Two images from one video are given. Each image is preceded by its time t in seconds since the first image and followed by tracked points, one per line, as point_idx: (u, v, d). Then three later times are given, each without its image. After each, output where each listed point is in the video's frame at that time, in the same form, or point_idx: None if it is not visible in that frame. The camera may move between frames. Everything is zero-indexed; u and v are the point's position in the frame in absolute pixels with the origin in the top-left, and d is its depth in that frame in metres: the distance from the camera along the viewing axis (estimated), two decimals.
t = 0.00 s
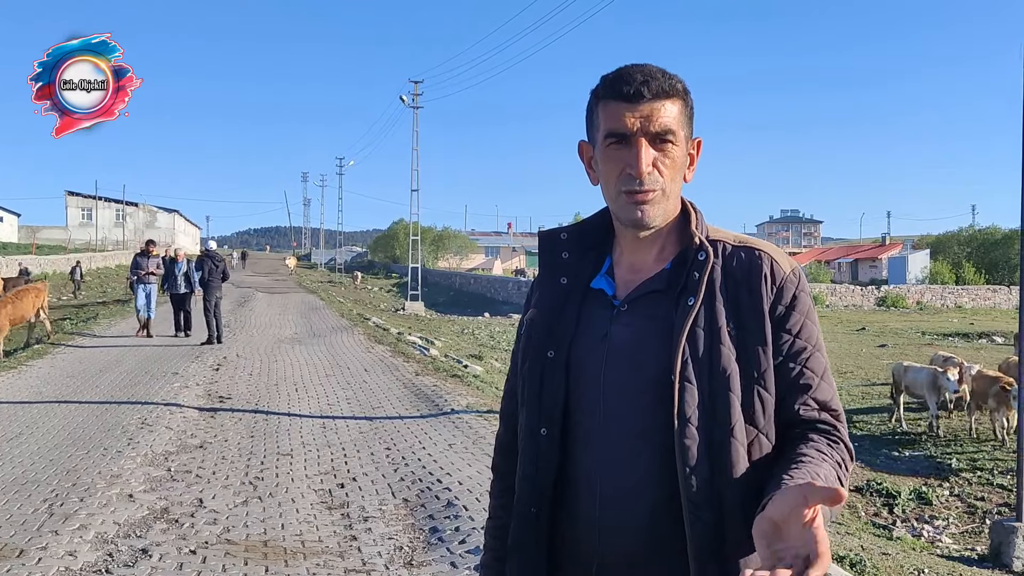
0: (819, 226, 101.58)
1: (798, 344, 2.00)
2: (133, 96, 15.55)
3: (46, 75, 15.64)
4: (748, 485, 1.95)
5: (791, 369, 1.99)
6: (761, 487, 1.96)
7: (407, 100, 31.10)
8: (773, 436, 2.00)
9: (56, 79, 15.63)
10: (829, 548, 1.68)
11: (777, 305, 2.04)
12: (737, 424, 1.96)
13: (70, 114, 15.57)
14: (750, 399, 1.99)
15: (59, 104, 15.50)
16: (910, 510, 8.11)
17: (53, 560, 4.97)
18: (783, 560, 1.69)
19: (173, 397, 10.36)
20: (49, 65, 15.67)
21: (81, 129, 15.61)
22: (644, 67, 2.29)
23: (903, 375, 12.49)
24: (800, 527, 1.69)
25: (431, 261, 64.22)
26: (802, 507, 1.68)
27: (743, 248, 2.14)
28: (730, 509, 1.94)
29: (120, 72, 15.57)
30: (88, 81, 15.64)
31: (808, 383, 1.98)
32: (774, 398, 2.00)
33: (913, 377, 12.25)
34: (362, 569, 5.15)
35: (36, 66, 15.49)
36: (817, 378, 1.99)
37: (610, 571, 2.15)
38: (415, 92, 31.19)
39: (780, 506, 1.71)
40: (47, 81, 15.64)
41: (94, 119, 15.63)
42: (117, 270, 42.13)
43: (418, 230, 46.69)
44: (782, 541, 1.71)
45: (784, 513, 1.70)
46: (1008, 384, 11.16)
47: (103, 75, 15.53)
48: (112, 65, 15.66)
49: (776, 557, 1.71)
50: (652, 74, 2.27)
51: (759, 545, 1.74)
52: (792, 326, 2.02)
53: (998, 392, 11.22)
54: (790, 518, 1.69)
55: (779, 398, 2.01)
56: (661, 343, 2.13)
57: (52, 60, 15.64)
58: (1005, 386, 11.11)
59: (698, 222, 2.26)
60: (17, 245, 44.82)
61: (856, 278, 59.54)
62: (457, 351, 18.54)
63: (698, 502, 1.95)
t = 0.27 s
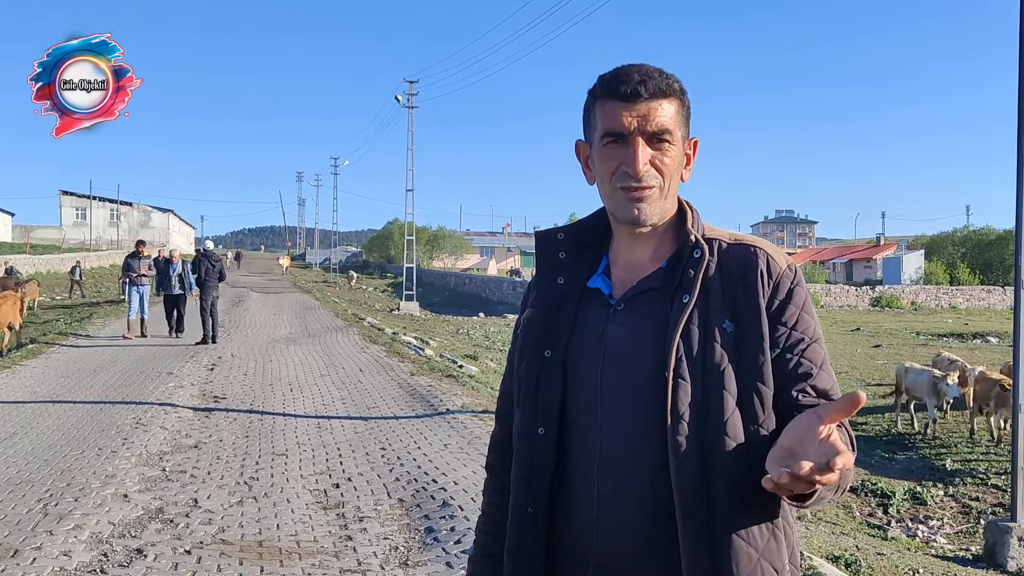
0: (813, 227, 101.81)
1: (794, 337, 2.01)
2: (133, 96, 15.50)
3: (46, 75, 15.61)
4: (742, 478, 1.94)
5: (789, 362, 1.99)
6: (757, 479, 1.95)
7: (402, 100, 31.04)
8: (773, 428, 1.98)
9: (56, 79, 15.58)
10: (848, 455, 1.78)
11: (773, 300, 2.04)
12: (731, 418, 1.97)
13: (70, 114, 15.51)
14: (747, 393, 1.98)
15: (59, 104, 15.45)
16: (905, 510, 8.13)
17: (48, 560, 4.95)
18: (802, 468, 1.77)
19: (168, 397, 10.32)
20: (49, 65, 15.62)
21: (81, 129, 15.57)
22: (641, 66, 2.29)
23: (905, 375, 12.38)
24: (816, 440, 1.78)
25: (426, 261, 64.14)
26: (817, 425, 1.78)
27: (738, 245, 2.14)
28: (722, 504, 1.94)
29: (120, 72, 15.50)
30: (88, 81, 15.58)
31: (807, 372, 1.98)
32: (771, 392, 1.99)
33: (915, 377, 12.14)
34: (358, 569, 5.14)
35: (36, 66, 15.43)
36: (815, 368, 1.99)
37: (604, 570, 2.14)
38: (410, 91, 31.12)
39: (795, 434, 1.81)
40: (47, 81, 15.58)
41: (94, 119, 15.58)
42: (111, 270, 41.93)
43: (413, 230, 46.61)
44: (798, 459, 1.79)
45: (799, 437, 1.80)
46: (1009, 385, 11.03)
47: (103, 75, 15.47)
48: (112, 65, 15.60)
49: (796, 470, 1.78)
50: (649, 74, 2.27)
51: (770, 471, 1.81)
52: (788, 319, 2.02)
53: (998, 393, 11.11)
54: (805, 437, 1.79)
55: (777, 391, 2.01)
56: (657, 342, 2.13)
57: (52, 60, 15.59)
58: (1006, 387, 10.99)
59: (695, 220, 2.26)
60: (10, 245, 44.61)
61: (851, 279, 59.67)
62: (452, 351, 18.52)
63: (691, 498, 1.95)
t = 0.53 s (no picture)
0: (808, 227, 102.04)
1: (791, 336, 2.01)
2: (133, 96, 15.44)
3: (46, 75, 15.56)
4: (738, 477, 1.95)
5: (786, 360, 1.99)
6: (753, 478, 1.96)
7: (397, 100, 30.99)
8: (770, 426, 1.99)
9: (56, 79, 15.53)
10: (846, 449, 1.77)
11: (770, 299, 2.04)
12: (727, 417, 1.97)
13: (70, 114, 15.46)
14: (745, 391, 1.99)
15: (60, 104, 15.41)
16: (900, 509, 8.16)
17: (43, 559, 4.94)
18: (799, 458, 1.77)
19: (163, 397, 10.29)
20: (49, 65, 15.58)
21: (81, 129, 15.52)
22: (640, 65, 2.29)
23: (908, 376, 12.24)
24: (813, 433, 1.78)
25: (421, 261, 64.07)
26: (814, 418, 1.79)
27: (736, 244, 2.15)
28: (718, 504, 1.94)
29: (120, 72, 15.44)
30: (88, 81, 15.53)
31: (804, 371, 1.98)
32: (768, 391, 1.99)
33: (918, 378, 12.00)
34: (353, 569, 5.13)
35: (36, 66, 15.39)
36: (812, 367, 1.99)
37: (603, 569, 2.14)
38: (406, 90, 31.07)
39: (792, 429, 1.82)
40: (47, 81, 15.54)
41: (94, 119, 15.53)
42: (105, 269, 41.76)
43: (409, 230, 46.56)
44: (795, 452, 1.79)
45: (794, 431, 1.81)
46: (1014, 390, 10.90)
47: (103, 75, 15.41)
48: (112, 65, 15.54)
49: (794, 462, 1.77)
50: (649, 72, 2.27)
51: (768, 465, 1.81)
52: (785, 318, 2.02)
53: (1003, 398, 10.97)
54: (802, 430, 1.80)
55: (774, 390, 2.01)
56: (655, 341, 2.14)
57: (52, 60, 15.54)
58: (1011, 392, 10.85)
59: (692, 219, 2.26)
60: (4, 245, 44.41)
61: (846, 279, 59.80)
62: (447, 350, 18.50)
63: (688, 497, 1.95)
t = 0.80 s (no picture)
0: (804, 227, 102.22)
1: (790, 338, 2.02)
2: (133, 96, 15.38)
3: (46, 74, 15.51)
4: (735, 477, 1.95)
5: (785, 362, 2.00)
6: (751, 479, 1.96)
7: (393, 99, 30.96)
8: (767, 428, 1.99)
9: (56, 79, 15.49)
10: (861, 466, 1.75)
11: (767, 300, 2.05)
12: (725, 418, 1.97)
13: (70, 114, 15.42)
14: (744, 393, 1.99)
15: (60, 104, 15.36)
16: (895, 509, 8.18)
17: (38, 559, 4.93)
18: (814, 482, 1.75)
19: (158, 397, 10.26)
20: (49, 65, 15.53)
21: (81, 129, 15.48)
22: (639, 64, 2.30)
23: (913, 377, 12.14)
24: (824, 453, 1.75)
25: (417, 260, 64.00)
26: (826, 436, 1.75)
27: (733, 245, 2.15)
28: (715, 505, 1.94)
29: (120, 72, 15.39)
30: (88, 81, 15.48)
31: (803, 373, 1.99)
32: (767, 392, 2.00)
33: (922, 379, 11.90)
34: (349, 569, 5.13)
35: (36, 66, 15.35)
36: (810, 369, 1.99)
37: (601, 569, 2.14)
38: (402, 89, 31.04)
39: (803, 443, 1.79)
40: (47, 81, 15.49)
41: (94, 118, 15.48)
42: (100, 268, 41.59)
43: (405, 230, 46.51)
44: (808, 472, 1.77)
45: (805, 445, 1.78)
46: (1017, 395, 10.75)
47: (103, 75, 15.35)
48: (113, 65, 15.48)
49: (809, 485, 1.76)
50: (647, 72, 2.28)
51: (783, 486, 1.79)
52: (783, 319, 2.03)
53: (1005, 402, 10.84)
54: (813, 447, 1.77)
55: (772, 392, 2.01)
56: (652, 341, 2.14)
57: (51, 60, 15.49)
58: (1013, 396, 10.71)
59: (689, 220, 2.27)
60: None
61: (841, 278, 59.93)
62: (443, 350, 18.49)
63: (684, 498, 1.95)
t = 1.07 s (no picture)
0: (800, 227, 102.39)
1: (791, 337, 2.01)
2: (133, 96, 15.34)
3: (46, 75, 15.46)
4: (737, 476, 1.94)
5: (787, 361, 2.00)
6: (754, 477, 1.96)
7: (390, 99, 30.94)
8: (770, 427, 1.98)
9: (56, 79, 15.44)
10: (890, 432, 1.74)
11: (768, 299, 2.04)
12: (726, 417, 1.96)
13: (70, 114, 15.37)
14: (745, 392, 1.98)
15: (60, 104, 15.31)
16: (891, 509, 8.19)
17: (33, 559, 4.91)
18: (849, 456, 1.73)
19: (154, 396, 10.23)
20: (49, 65, 15.49)
21: (81, 129, 15.42)
22: (637, 63, 2.29)
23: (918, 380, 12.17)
24: (853, 427, 1.73)
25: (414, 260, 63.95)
26: (853, 413, 1.74)
27: (732, 243, 2.15)
28: (717, 504, 1.93)
29: (120, 72, 15.33)
30: (88, 81, 15.44)
31: (806, 372, 1.99)
32: (768, 391, 1.99)
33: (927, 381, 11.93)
34: (345, 569, 5.11)
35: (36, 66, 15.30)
36: (812, 368, 1.99)
37: (599, 569, 2.13)
38: (398, 89, 31.00)
39: (829, 425, 1.78)
40: (47, 81, 15.45)
41: (94, 119, 15.43)
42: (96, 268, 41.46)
43: (401, 230, 46.48)
44: (842, 449, 1.75)
45: (831, 426, 1.77)
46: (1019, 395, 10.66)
47: (103, 75, 15.31)
48: (113, 65, 15.43)
49: (845, 460, 1.73)
50: (645, 71, 2.27)
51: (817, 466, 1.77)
52: (784, 318, 2.03)
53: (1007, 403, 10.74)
54: (841, 424, 1.75)
55: (773, 391, 2.01)
56: (651, 341, 2.13)
57: (51, 60, 15.45)
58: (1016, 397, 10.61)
59: (687, 218, 2.26)
60: None
61: (838, 279, 60.06)
62: (439, 350, 18.47)
63: (685, 497, 1.94)
